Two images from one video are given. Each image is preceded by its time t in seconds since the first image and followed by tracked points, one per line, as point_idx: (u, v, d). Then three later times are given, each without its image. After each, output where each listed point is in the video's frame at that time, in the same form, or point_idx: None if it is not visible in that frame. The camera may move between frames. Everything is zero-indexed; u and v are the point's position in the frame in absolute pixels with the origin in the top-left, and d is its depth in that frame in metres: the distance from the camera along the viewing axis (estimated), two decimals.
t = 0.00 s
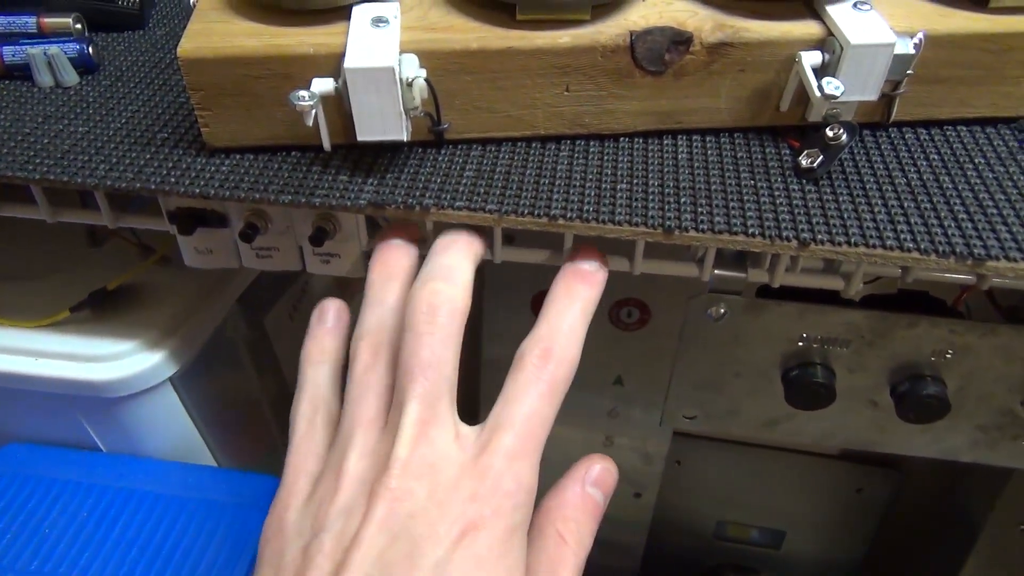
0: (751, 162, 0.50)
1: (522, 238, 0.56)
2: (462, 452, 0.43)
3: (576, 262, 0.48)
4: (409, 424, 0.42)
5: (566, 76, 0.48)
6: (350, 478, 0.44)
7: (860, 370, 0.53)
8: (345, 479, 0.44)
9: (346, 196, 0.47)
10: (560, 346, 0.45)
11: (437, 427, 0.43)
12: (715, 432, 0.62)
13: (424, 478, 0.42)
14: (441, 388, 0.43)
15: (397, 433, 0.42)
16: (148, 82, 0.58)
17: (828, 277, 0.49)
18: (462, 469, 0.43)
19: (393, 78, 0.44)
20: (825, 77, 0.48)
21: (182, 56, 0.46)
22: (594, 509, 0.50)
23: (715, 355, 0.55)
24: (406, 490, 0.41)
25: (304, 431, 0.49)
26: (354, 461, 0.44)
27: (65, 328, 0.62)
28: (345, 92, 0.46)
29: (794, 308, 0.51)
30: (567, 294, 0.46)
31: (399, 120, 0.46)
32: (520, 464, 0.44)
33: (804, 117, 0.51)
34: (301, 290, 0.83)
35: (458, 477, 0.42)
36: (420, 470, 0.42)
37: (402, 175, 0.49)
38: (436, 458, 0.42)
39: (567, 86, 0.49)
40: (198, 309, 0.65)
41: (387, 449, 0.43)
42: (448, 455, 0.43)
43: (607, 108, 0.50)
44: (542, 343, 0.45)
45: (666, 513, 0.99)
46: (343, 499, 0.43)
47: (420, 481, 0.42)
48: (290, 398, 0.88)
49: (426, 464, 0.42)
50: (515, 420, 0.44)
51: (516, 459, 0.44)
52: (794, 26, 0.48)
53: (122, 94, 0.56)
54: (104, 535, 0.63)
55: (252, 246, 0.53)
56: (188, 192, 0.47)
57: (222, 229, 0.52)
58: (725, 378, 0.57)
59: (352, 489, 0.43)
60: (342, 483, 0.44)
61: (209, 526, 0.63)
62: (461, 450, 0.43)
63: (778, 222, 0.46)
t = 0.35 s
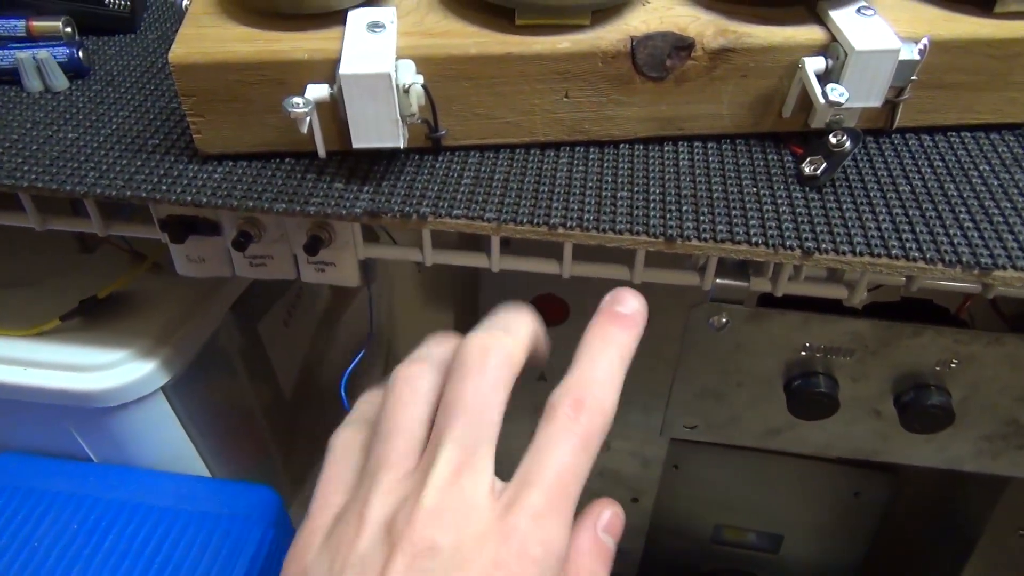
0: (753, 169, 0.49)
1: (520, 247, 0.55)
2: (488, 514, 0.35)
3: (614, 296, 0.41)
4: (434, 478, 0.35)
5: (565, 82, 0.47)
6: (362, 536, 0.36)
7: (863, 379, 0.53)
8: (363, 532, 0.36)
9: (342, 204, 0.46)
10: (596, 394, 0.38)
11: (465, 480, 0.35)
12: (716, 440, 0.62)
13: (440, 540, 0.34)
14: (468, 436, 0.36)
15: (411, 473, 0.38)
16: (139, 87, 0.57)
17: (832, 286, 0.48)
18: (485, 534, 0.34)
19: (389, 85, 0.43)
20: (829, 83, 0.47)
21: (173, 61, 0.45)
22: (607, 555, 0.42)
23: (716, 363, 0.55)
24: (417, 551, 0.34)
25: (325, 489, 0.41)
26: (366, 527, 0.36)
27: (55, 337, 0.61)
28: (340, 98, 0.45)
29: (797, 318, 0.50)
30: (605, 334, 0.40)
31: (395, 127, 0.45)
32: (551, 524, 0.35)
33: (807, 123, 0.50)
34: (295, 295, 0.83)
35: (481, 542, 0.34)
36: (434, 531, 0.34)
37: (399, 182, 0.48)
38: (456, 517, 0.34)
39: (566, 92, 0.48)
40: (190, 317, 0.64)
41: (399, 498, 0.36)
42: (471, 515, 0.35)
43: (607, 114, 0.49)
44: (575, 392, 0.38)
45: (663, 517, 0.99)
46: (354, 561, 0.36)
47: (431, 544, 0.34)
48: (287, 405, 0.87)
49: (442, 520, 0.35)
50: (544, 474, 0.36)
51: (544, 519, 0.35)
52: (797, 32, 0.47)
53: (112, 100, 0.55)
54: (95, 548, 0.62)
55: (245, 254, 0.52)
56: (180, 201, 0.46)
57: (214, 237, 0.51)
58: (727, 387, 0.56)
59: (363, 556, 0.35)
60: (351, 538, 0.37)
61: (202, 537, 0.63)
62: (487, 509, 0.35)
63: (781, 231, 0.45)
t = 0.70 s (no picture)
0: (755, 169, 0.48)
1: (516, 249, 0.54)
2: (404, 477, 0.35)
3: (540, 282, 0.44)
4: (354, 445, 0.36)
5: (562, 81, 0.46)
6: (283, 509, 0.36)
7: (868, 383, 0.52)
8: (288, 498, 0.37)
9: (334, 206, 0.45)
10: (516, 368, 0.38)
11: (382, 446, 0.36)
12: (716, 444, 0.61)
13: (354, 496, 0.34)
14: (387, 410, 0.37)
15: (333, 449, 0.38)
16: (125, 87, 0.55)
17: (836, 288, 0.47)
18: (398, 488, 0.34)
19: (382, 84, 0.42)
20: (832, 81, 0.46)
21: (159, 60, 0.44)
22: (505, 534, 0.41)
23: (717, 367, 0.53)
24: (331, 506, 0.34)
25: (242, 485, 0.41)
26: (286, 500, 0.37)
27: (42, 343, 0.60)
28: (331, 98, 0.44)
29: (801, 321, 0.49)
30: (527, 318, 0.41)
31: (388, 127, 0.44)
32: (469, 489, 0.34)
33: (810, 122, 0.49)
34: (287, 298, 0.81)
35: (395, 501, 0.34)
36: (350, 488, 0.34)
37: (392, 184, 0.47)
38: (372, 478, 0.35)
39: (563, 91, 0.47)
40: (180, 322, 0.62)
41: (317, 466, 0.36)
42: (387, 474, 0.35)
43: (605, 113, 0.48)
44: (497, 367, 0.38)
45: (662, 519, 0.98)
46: (272, 532, 0.36)
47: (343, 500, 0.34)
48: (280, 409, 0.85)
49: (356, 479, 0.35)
50: (464, 440, 0.35)
51: (465, 483, 0.34)
52: (799, 28, 0.46)
53: (97, 101, 0.54)
54: (83, 558, 0.61)
55: (235, 258, 0.50)
56: (167, 203, 0.45)
57: (203, 240, 0.50)
58: (728, 391, 0.55)
59: (282, 528, 0.35)
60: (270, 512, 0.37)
61: (192, 546, 0.61)
62: (404, 470, 0.35)
63: (784, 233, 0.44)
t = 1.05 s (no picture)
0: (769, 167, 0.48)
1: (526, 248, 0.53)
2: (302, 476, 0.38)
3: (430, 272, 0.46)
4: (252, 449, 0.38)
5: (575, 78, 0.46)
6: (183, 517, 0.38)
7: (882, 383, 0.51)
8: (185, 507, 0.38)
9: (344, 207, 0.44)
10: (409, 359, 0.41)
11: (279, 449, 0.38)
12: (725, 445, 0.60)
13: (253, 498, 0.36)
14: (284, 414, 0.40)
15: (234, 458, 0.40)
16: (129, 86, 0.55)
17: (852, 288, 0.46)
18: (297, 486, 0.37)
19: (394, 82, 0.41)
20: (848, 78, 0.45)
21: (166, 58, 0.43)
22: (425, 526, 0.43)
23: (729, 367, 0.53)
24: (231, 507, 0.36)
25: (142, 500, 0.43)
26: (183, 510, 0.38)
27: (46, 345, 0.59)
28: (341, 97, 0.43)
29: (816, 321, 0.49)
30: (420, 307, 0.44)
31: (399, 125, 0.43)
32: (366, 482, 0.37)
33: (824, 119, 0.49)
34: (290, 297, 0.81)
35: (293, 500, 0.36)
36: (249, 490, 0.37)
37: (403, 183, 0.46)
38: (271, 479, 0.37)
39: (576, 89, 0.46)
40: (184, 323, 0.61)
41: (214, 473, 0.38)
42: (285, 473, 0.37)
43: (617, 111, 0.48)
44: (390, 358, 0.41)
45: (666, 518, 0.97)
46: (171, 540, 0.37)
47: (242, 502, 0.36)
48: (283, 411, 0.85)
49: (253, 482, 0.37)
50: (358, 436, 0.38)
51: (360, 477, 0.37)
52: (815, 25, 0.45)
53: (101, 99, 0.53)
54: (87, 562, 0.60)
55: (242, 259, 0.50)
56: (174, 204, 0.44)
57: (210, 241, 0.49)
58: (741, 392, 0.54)
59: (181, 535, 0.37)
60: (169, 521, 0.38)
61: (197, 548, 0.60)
62: (302, 468, 0.38)
63: (800, 232, 0.43)
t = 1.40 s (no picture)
0: (751, 173, 0.48)
1: (512, 253, 0.54)
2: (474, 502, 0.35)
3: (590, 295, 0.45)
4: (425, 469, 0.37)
5: (559, 85, 0.46)
6: None
7: (864, 387, 0.52)
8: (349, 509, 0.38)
9: (329, 212, 0.45)
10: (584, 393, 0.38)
11: (454, 473, 0.36)
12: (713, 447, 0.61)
13: None
14: (456, 454, 0.37)
15: (354, 548, 0.35)
16: (116, 91, 0.55)
17: (833, 293, 0.47)
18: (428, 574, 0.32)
19: (378, 90, 0.42)
20: (829, 86, 0.46)
21: (151, 65, 0.43)
22: None
23: (714, 371, 0.53)
24: None
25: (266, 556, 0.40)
26: (352, 511, 0.38)
27: (34, 349, 0.59)
28: (326, 103, 0.43)
29: (798, 326, 0.49)
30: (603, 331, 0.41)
31: (383, 132, 0.44)
32: (530, 518, 0.32)
33: (807, 126, 0.49)
34: (281, 300, 0.81)
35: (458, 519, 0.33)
36: None
37: (388, 189, 0.46)
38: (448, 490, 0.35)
39: (560, 96, 0.46)
40: (173, 326, 0.62)
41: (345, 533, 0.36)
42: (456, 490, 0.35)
43: (602, 118, 0.48)
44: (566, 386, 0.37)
45: (658, 519, 0.98)
46: None
47: None
48: (275, 413, 0.85)
49: None
50: (528, 466, 0.32)
51: (528, 510, 0.32)
52: (796, 32, 0.46)
53: (88, 105, 0.53)
54: (76, 568, 0.60)
55: (228, 264, 0.50)
56: (160, 210, 0.44)
57: (197, 246, 0.50)
58: (726, 396, 0.55)
59: None
60: None
61: (188, 554, 0.61)
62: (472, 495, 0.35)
63: (781, 238, 0.44)
